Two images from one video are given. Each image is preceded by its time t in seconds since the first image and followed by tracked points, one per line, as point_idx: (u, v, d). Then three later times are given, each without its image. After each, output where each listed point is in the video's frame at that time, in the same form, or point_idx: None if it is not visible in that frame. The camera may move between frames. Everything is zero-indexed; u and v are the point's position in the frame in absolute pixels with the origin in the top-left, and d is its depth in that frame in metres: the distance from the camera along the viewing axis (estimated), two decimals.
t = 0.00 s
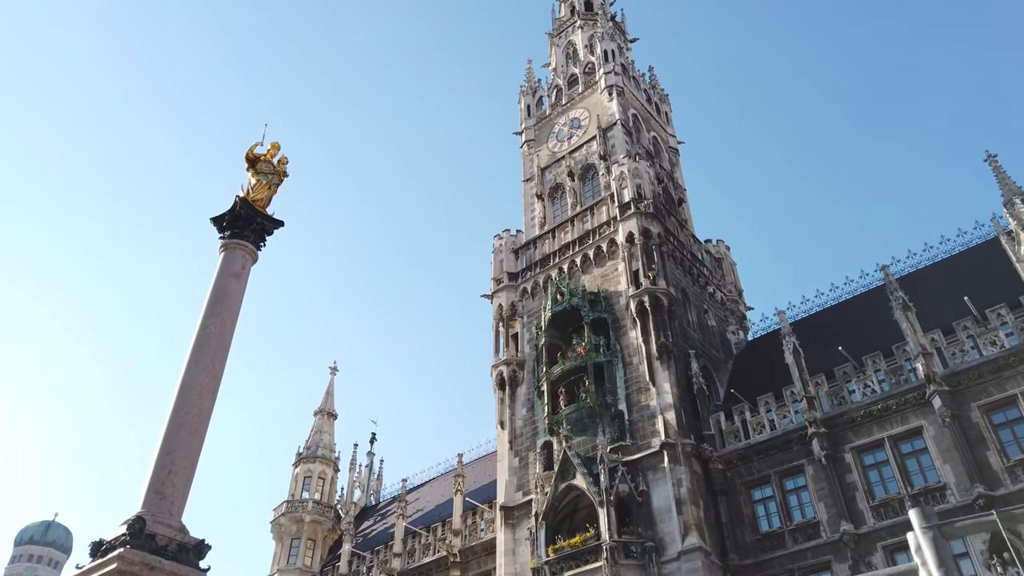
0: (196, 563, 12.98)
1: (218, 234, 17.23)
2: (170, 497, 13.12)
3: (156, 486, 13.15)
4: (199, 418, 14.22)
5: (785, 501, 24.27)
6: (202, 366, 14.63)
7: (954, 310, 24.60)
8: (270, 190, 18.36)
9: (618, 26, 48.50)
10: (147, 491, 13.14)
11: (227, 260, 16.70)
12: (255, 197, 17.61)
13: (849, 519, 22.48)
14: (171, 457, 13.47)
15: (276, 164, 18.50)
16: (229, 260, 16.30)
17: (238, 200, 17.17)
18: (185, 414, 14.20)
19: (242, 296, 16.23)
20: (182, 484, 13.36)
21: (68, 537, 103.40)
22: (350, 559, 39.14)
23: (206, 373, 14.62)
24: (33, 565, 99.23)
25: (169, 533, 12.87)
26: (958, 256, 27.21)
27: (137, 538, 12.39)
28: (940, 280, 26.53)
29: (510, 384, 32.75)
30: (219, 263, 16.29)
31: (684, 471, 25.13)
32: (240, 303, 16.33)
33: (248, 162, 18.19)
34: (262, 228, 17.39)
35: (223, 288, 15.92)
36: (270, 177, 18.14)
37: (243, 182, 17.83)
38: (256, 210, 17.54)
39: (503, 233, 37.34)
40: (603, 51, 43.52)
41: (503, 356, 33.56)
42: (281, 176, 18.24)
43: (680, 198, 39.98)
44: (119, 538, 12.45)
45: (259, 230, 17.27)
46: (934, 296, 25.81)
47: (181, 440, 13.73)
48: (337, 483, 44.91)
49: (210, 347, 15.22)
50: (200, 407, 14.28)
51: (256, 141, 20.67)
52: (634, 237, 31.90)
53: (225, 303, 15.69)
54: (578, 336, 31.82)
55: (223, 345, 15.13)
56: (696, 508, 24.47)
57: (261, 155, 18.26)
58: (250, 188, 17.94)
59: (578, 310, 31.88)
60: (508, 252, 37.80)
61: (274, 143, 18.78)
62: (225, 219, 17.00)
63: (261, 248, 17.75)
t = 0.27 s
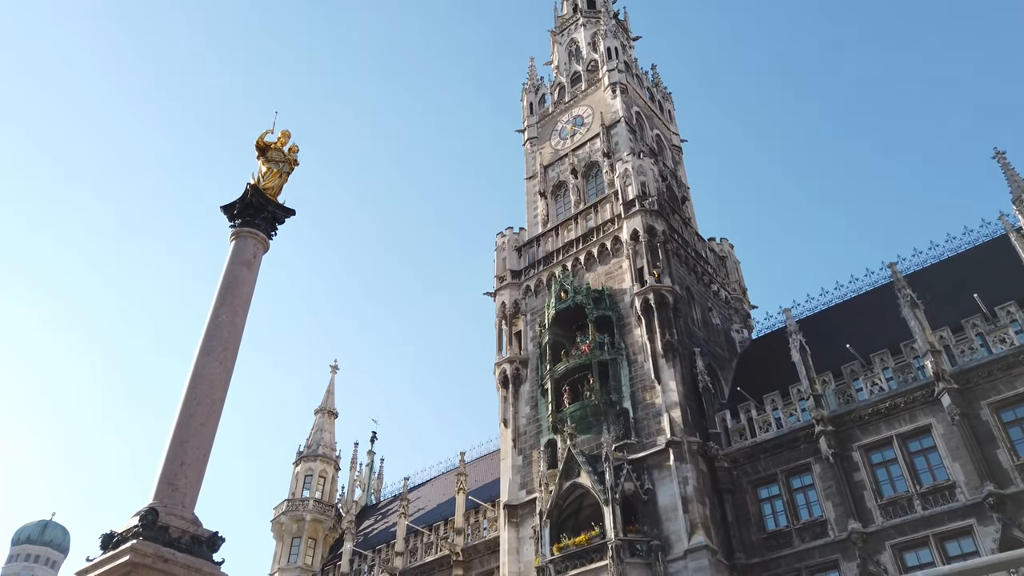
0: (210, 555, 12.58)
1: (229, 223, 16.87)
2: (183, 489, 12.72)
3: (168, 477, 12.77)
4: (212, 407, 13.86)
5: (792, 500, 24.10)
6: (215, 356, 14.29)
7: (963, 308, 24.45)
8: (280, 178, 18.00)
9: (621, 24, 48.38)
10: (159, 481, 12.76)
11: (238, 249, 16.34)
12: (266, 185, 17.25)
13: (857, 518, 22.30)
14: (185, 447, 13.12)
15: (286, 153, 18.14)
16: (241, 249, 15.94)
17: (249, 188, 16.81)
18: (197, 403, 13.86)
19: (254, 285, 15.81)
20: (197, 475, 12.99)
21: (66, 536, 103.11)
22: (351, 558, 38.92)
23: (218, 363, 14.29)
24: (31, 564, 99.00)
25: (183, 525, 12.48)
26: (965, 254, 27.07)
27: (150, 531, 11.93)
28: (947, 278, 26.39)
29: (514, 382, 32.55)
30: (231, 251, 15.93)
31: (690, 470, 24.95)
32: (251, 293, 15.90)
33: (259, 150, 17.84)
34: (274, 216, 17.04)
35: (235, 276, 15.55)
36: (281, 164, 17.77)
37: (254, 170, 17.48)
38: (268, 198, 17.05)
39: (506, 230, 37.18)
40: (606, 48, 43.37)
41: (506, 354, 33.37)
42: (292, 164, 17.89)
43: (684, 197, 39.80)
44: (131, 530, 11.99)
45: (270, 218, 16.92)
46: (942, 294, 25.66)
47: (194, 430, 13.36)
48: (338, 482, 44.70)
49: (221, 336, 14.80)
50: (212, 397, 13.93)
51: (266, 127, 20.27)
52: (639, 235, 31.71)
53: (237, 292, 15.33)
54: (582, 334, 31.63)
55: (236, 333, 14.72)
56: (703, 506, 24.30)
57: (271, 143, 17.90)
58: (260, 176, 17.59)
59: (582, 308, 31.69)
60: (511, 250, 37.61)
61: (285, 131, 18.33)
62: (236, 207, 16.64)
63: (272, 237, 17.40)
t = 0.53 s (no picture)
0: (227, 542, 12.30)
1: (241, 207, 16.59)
2: (199, 474, 12.45)
3: (183, 463, 12.47)
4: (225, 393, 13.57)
5: (800, 496, 23.95)
6: (229, 340, 13.96)
7: (972, 303, 24.30)
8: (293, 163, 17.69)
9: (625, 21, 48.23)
10: (174, 467, 12.47)
11: (251, 234, 16.05)
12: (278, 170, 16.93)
13: (866, 514, 22.14)
14: (199, 433, 12.85)
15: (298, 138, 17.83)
16: (254, 233, 15.63)
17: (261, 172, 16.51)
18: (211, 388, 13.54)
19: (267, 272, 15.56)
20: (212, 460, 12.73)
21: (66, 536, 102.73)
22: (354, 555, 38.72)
23: (232, 347, 13.96)
24: (30, 564, 98.77)
25: (199, 511, 12.21)
26: (973, 249, 26.91)
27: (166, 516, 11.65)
28: (956, 273, 26.22)
29: (518, 378, 32.37)
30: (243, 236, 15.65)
31: (697, 466, 24.79)
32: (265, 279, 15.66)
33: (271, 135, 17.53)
34: (287, 201, 16.73)
35: (247, 261, 15.23)
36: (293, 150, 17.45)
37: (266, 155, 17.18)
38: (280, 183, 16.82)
39: (510, 226, 37.01)
40: (610, 44, 43.22)
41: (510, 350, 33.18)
42: (305, 149, 17.58)
43: (688, 193, 39.63)
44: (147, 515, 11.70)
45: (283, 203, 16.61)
46: (951, 289, 25.50)
47: (208, 416, 13.06)
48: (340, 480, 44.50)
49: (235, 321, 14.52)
50: (226, 383, 13.59)
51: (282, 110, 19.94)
52: (644, 230, 31.54)
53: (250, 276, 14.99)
54: (587, 330, 31.46)
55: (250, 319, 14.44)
56: (710, 502, 24.13)
57: (283, 128, 17.59)
58: (273, 161, 17.29)
59: (587, 304, 31.50)
60: (515, 246, 37.44)
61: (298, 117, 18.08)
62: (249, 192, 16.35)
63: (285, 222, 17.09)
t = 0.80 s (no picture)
0: (247, 535, 12.04)
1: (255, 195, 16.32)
2: (219, 466, 12.16)
3: (201, 453, 12.21)
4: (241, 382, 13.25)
5: (810, 494, 23.78)
6: (245, 329, 13.70)
7: (984, 299, 24.12)
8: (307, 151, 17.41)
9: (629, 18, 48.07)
10: (192, 458, 12.22)
11: (267, 223, 15.74)
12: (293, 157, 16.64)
13: (877, 512, 21.95)
14: (217, 423, 12.53)
15: (312, 126, 17.55)
16: (269, 222, 15.36)
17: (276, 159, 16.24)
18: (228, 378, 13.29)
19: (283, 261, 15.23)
20: (230, 451, 12.45)
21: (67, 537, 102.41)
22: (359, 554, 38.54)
23: (249, 336, 13.71)
24: (31, 564, 98.66)
25: (218, 503, 11.96)
26: (983, 246, 26.73)
27: (185, 507, 11.41)
28: (966, 270, 26.04)
29: (524, 376, 32.20)
30: (258, 224, 15.38)
31: (706, 464, 24.62)
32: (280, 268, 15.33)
33: (285, 123, 17.27)
34: (302, 189, 16.45)
35: (263, 250, 14.98)
36: (308, 137, 17.18)
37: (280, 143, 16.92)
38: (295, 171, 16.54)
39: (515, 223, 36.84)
40: (615, 41, 43.05)
41: (516, 348, 33.00)
42: (319, 136, 17.29)
43: (694, 191, 39.44)
44: (165, 506, 11.45)
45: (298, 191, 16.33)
46: (962, 286, 25.31)
47: (226, 405, 12.80)
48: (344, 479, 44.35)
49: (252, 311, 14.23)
50: (243, 372, 13.33)
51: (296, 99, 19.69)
52: (651, 227, 31.36)
53: (267, 265, 14.76)
54: (594, 327, 31.27)
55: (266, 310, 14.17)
56: (719, 500, 23.96)
57: (297, 116, 17.32)
58: (287, 148, 17.02)
59: (593, 301, 31.32)
60: (520, 243, 37.27)
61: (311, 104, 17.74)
62: (263, 179, 16.09)
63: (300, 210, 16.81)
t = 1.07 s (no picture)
0: (268, 531, 11.65)
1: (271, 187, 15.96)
2: (239, 459, 11.77)
3: (221, 447, 11.87)
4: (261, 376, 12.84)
5: (821, 496, 23.53)
6: (264, 321, 13.28)
7: (997, 299, 23.90)
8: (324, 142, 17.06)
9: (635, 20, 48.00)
10: (211, 452, 11.87)
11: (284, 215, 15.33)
12: (310, 148, 16.28)
13: (891, 514, 21.69)
14: (237, 417, 12.14)
15: (328, 117, 17.20)
16: (286, 213, 14.95)
17: (292, 149, 15.88)
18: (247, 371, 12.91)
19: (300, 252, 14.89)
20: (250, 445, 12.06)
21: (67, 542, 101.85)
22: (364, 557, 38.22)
23: (268, 329, 13.30)
24: (31, 569, 98.35)
25: (239, 497, 11.57)
26: (995, 246, 26.52)
27: (206, 501, 11.02)
28: (978, 270, 25.84)
29: (531, 378, 31.97)
30: (275, 216, 14.99)
31: (717, 465, 24.39)
32: (298, 259, 14.96)
33: (300, 114, 16.91)
34: (319, 180, 16.08)
35: (280, 241, 14.55)
36: (324, 128, 16.82)
37: (296, 134, 16.57)
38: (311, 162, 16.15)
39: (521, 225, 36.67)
40: (620, 42, 42.96)
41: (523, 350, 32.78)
42: (336, 127, 16.93)
43: (700, 192, 39.25)
44: (185, 501, 11.07)
45: (315, 182, 15.95)
46: (975, 286, 25.07)
47: (245, 398, 12.45)
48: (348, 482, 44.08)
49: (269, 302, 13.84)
50: (263, 365, 12.93)
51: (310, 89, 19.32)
52: (659, 228, 31.15)
53: (285, 256, 14.33)
54: (601, 329, 31.05)
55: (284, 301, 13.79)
56: (730, 502, 23.73)
57: (313, 107, 16.97)
58: (304, 140, 16.66)
59: (600, 302, 31.11)
60: (526, 245, 37.08)
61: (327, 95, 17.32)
62: (280, 170, 15.73)
63: (317, 202, 16.45)
